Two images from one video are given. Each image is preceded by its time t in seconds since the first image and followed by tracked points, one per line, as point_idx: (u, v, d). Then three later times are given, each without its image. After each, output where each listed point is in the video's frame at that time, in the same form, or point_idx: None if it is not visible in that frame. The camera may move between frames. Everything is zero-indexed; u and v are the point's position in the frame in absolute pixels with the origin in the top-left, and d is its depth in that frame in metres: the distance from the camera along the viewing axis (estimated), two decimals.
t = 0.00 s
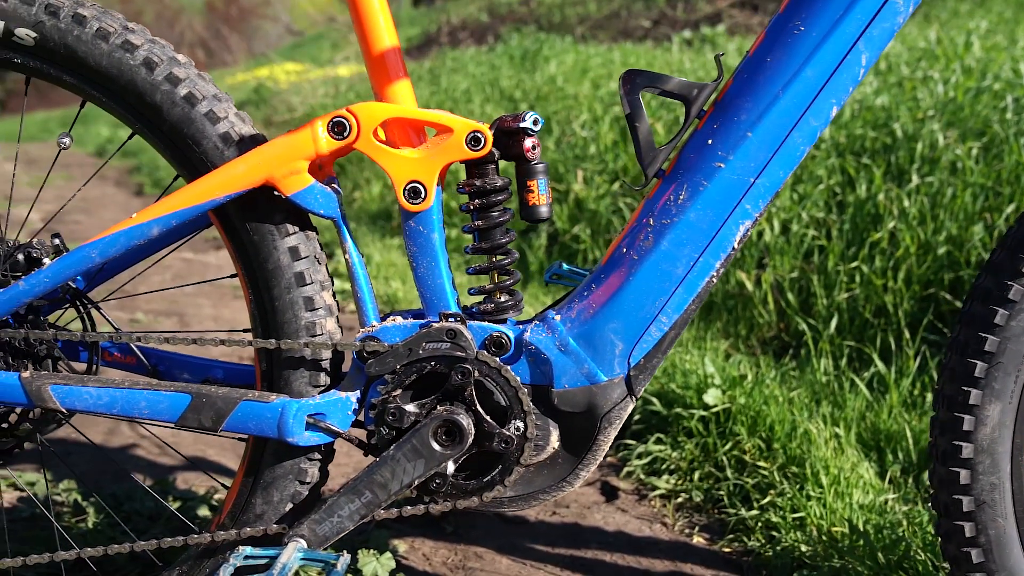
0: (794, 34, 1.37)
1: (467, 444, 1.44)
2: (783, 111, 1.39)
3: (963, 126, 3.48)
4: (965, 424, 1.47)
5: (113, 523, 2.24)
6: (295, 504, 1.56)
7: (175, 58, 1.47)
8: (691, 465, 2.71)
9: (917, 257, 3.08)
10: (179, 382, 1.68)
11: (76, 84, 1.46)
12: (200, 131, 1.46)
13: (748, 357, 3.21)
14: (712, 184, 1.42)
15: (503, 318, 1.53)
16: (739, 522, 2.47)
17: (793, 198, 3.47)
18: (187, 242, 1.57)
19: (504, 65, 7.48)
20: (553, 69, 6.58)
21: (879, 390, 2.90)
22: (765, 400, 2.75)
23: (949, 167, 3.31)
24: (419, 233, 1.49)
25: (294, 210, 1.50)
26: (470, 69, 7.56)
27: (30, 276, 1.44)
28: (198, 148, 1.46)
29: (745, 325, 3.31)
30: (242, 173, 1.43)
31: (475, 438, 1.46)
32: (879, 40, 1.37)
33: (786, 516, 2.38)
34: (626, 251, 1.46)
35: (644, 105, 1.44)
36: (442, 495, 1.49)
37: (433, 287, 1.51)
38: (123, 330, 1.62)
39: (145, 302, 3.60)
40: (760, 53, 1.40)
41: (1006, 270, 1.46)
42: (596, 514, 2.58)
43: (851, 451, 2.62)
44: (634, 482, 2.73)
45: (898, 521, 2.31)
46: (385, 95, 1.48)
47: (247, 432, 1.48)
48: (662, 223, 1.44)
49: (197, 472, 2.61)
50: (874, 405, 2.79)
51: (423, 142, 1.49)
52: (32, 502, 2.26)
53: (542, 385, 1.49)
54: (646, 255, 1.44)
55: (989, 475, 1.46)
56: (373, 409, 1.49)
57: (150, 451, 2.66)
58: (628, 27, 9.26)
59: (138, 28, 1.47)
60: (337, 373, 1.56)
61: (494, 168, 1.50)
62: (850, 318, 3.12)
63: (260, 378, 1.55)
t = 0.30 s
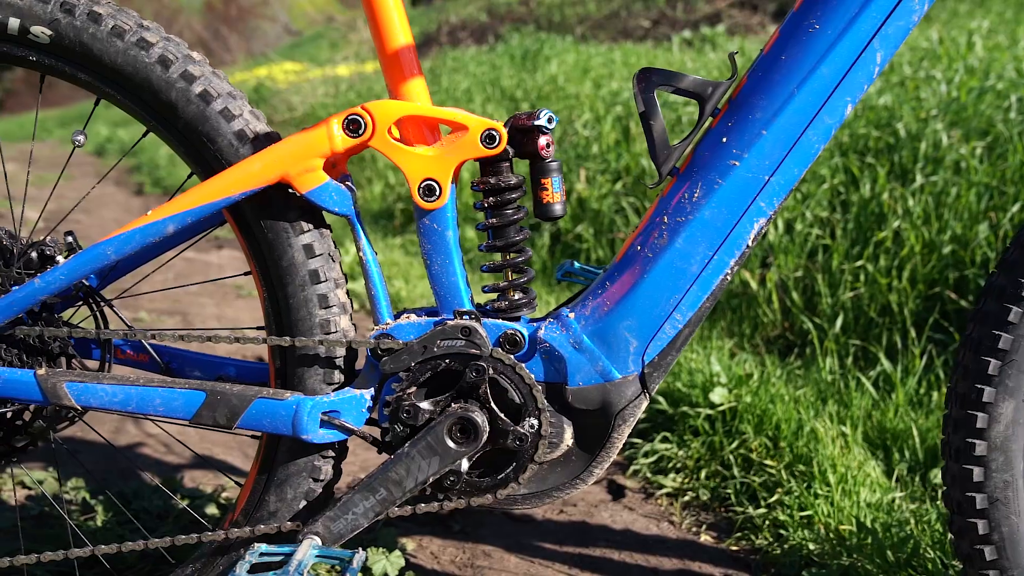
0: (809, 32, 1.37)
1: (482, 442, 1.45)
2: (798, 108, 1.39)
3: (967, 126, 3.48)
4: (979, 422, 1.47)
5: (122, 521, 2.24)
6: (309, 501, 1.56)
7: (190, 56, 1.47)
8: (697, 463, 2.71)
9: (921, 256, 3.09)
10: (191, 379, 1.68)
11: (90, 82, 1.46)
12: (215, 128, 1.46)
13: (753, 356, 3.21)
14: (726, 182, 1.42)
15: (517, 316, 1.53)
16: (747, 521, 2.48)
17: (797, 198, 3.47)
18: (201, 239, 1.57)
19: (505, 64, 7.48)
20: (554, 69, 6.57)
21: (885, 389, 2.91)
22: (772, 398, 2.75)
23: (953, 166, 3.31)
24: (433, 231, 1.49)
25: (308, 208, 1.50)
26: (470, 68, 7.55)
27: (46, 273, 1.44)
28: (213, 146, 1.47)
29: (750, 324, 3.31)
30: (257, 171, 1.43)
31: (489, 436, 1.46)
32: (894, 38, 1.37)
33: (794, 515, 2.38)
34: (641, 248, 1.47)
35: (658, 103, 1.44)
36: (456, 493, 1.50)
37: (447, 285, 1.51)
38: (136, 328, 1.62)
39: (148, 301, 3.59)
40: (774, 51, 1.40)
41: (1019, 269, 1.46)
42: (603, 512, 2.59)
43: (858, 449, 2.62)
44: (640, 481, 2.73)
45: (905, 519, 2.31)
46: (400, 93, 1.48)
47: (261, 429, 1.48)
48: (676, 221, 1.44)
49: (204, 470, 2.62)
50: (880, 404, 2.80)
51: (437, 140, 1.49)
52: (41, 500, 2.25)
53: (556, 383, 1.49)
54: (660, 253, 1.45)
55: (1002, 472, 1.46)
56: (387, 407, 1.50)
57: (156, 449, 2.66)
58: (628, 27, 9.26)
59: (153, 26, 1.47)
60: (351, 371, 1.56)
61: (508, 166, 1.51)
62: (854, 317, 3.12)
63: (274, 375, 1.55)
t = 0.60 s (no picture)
0: (823, 29, 1.37)
1: (496, 439, 1.45)
2: (812, 106, 1.39)
3: (969, 125, 3.48)
4: (991, 419, 1.47)
5: (130, 520, 2.24)
6: (321, 499, 1.56)
7: (204, 54, 1.47)
8: (702, 462, 2.71)
9: (925, 255, 3.09)
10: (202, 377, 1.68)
11: (104, 79, 1.46)
12: (228, 126, 1.46)
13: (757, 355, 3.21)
14: (740, 180, 1.42)
15: (531, 313, 1.53)
16: (753, 519, 2.48)
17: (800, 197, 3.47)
18: (214, 237, 1.57)
19: (505, 64, 7.47)
20: (553, 69, 6.57)
21: (890, 387, 2.91)
22: (777, 397, 2.75)
23: (956, 165, 3.31)
24: (446, 229, 1.49)
25: (322, 205, 1.50)
26: (470, 67, 7.54)
27: (60, 271, 1.44)
28: (226, 143, 1.47)
29: (753, 323, 3.30)
30: (272, 169, 1.43)
31: (502, 433, 1.47)
32: (909, 36, 1.36)
33: (801, 512, 2.38)
34: (654, 246, 1.47)
35: (672, 101, 1.45)
36: (469, 490, 1.50)
37: (460, 282, 1.51)
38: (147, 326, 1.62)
39: (150, 300, 3.58)
40: (788, 49, 1.40)
41: None
42: (609, 510, 2.59)
43: (863, 447, 2.62)
44: (646, 479, 2.73)
45: (912, 517, 2.32)
46: (414, 90, 1.48)
47: (275, 427, 1.48)
48: (690, 218, 1.44)
49: (209, 469, 2.61)
50: (886, 402, 2.80)
51: (451, 138, 1.50)
52: (48, 498, 2.25)
53: (570, 380, 1.49)
54: (674, 250, 1.45)
55: (1015, 469, 1.47)
56: (401, 404, 1.50)
57: (161, 448, 2.66)
58: (626, 27, 9.27)
59: (166, 24, 1.47)
60: (364, 368, 1.56)
61: (521, 164, 1.51)
62: (858, 316, 3.12)
63: (286, 373, 1.55)
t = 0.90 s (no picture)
0: (835, 28, 1.37)
1: (508, 437, 1.45)
2: (825, 104, 1.39)
3: (971, 124, 3.48)
4: (1002, 417, 1.47)
5: (136, 519, 2.23)
6: (333, 497, 1.56)
7: (216, 51, 1.47)
8: (707, 460, 2.71)
9: (927, 254, 3.09)
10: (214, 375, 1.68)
11: (116, 77, 1.46)
12: (241, 124, 1.46)
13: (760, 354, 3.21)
14: (752, 178, 1.42)
15: (542, 311, 1.54)
16: (759, 517, 2.48)
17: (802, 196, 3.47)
18: (225, 235, 1.57)
19: (504, 63, 7.46)
20: (552, 68, 6.57)
21: (893, 385, 2.92)
22: (781, 395, 2.75)
23: (958, 164, 3.31)
24: (458, 227, 1.50)
25: (334, 203, 1.50)
26: (468, 67, 7.53)
27: (73, 269, 1.44)
28: (239, 141, 1.47)
29: (756, 322, 3.30)
30: (285, 167, 1.43)
31: (515, 431, 1.47)
32: (921, 34, 1.36)
33: (806, 511, 2.38)
34: (666, 244, 1.47)
35: (685, 99, 1.45)
36: (481, 488, 1.50)
37: (472, 281, 1.51)
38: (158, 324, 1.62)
39: (151, 299, 3.57)
40: (800, 47, 1.40)
41: None
42: (614, 509, 2.59)
43: (868, 445, 2.62)
44: (650, 478, 2.73)
45: (917, 515, 2.33)
46: (426, 89, 1.49)
47: (287, 425, 1.48)
48: (702, 216, 1.44)
49: (213, 468, 2.61)
50: (890, 401, 2.80)
51: (463, 136, 1.50)
52: (53, 496, 2.24)
53: (582, 378, 1.49)
54: (686, 248, 1.45)
55: None
56: (412, 402, 1.50)
57: (166, 446, 2.66)
58: (624, 27, 9.27)
59: (178, 22, 1.47)
60: (375, 366, 1.56)
61: (533, 162, 1.51)
62: (861, 315, 3.13)
63: (298, 371, 1.55)
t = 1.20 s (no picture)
0: (845, 26, 1.37)
1: (518, 435, 1.45)
2: (834, 103, 1.39)
3: (969, 123, 3.49)
4: (1010, 414, 1.48)
5: (140, 518, 2.23)
6: (342, 496, 1.56)
7: (225, 51, 1.47)
8: (710, 459, 2.72)
9: (927, 252, 3.09)
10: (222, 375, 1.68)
11: (125, 76, 1.46)
12: (250, 123, 1.46)
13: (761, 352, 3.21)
14: (762, 176, 1.42)
15: (551, 310, 1.54)
16: (762, 515, 2.49)
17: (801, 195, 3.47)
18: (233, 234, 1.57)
19: (501, 62, 7.46)
20: (548, 68, 6.56)
21: (895, 383, 2.92)
22: (784, 393, 2.75)
23: (957, 163, 3.32)
24: (467, 226, 1.50)
25: (342, 202, 1.50)
26: (465, 66, 7.52)
27: (82, 268, 1.44)
28: (248, 140, 1.47)
29: (756, 320, 3.30)
30: (294, 165, 1.43)
31: (524, 429, 1.47)
32: (930, 33, 1.36)
33: (810, 509, 2.39)
34: (675, 243, 1.47)
35: (694, 98, 1.45)
36: (490, 487, 1.50)
37: (481, 279, 1.52)
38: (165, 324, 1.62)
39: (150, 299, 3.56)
40: (809, 46, 1.40)
41: None
42: (618, 508, 2.59)
43: (870, 444, 2.63)
44: (653, 476, 2.73)
45: (921, 513, 2.33)
46: (435, 87, 1.49)
47: (297, 424, 1.48)
48: (711, 215, 1.45)
49: (215, 467, 2.60)
50: (891, 399, 2.80)
51: (472, 135, 1.50)
52: (56, 496, 2.23)
53: (591, 376, 1.50)
54: (695, 247, 1.45)
55: None
56: (421, 401, 1.50)
57: (168, 445, 2.65)
58: (620, 27, 9.27)
59: (187, 20, 1.47)
60: (383, 365, 1.56)
61: (541, 161, 1.51)
62: (862, 313, 3.13)
63: (306, 370, 1.55)
